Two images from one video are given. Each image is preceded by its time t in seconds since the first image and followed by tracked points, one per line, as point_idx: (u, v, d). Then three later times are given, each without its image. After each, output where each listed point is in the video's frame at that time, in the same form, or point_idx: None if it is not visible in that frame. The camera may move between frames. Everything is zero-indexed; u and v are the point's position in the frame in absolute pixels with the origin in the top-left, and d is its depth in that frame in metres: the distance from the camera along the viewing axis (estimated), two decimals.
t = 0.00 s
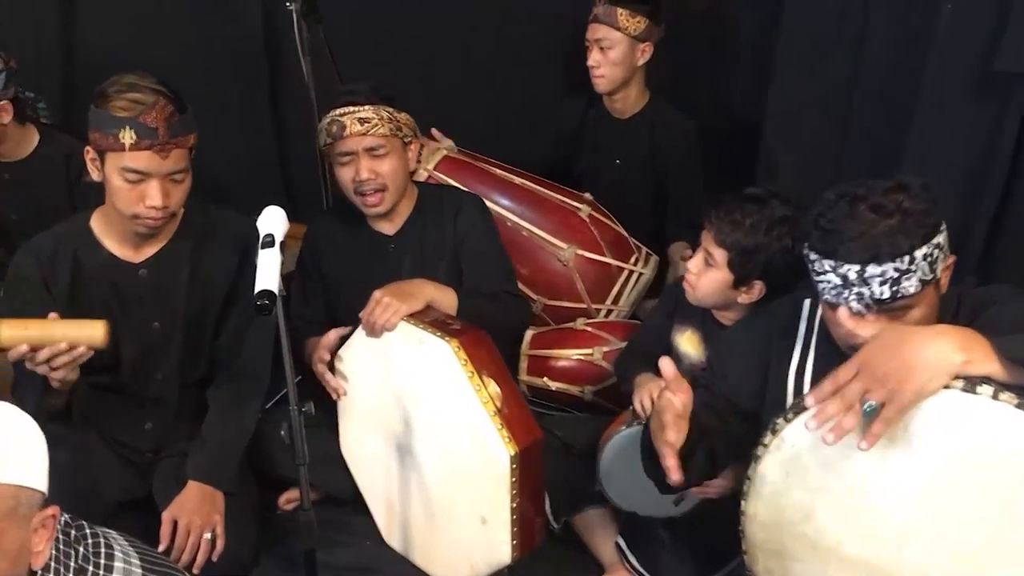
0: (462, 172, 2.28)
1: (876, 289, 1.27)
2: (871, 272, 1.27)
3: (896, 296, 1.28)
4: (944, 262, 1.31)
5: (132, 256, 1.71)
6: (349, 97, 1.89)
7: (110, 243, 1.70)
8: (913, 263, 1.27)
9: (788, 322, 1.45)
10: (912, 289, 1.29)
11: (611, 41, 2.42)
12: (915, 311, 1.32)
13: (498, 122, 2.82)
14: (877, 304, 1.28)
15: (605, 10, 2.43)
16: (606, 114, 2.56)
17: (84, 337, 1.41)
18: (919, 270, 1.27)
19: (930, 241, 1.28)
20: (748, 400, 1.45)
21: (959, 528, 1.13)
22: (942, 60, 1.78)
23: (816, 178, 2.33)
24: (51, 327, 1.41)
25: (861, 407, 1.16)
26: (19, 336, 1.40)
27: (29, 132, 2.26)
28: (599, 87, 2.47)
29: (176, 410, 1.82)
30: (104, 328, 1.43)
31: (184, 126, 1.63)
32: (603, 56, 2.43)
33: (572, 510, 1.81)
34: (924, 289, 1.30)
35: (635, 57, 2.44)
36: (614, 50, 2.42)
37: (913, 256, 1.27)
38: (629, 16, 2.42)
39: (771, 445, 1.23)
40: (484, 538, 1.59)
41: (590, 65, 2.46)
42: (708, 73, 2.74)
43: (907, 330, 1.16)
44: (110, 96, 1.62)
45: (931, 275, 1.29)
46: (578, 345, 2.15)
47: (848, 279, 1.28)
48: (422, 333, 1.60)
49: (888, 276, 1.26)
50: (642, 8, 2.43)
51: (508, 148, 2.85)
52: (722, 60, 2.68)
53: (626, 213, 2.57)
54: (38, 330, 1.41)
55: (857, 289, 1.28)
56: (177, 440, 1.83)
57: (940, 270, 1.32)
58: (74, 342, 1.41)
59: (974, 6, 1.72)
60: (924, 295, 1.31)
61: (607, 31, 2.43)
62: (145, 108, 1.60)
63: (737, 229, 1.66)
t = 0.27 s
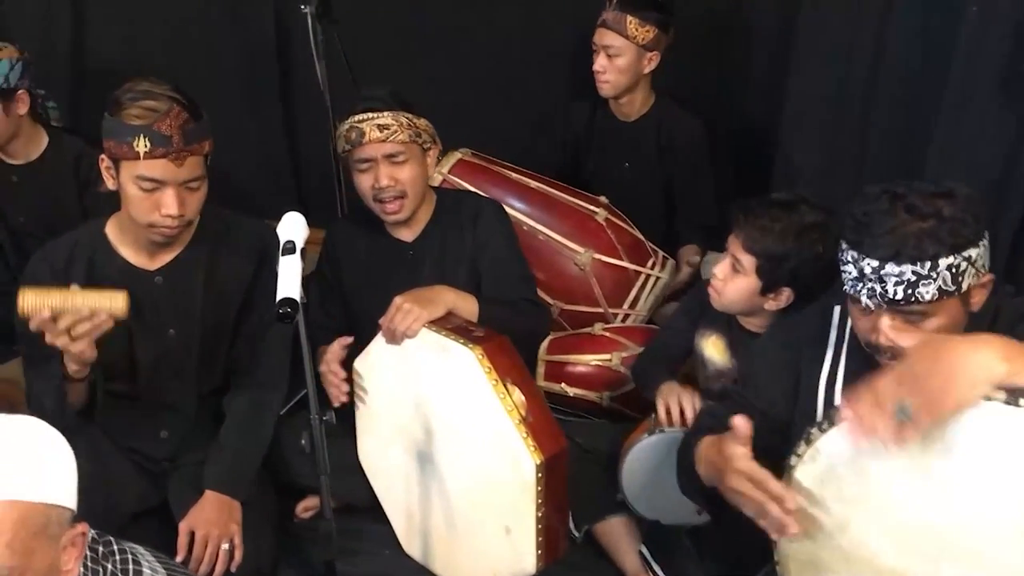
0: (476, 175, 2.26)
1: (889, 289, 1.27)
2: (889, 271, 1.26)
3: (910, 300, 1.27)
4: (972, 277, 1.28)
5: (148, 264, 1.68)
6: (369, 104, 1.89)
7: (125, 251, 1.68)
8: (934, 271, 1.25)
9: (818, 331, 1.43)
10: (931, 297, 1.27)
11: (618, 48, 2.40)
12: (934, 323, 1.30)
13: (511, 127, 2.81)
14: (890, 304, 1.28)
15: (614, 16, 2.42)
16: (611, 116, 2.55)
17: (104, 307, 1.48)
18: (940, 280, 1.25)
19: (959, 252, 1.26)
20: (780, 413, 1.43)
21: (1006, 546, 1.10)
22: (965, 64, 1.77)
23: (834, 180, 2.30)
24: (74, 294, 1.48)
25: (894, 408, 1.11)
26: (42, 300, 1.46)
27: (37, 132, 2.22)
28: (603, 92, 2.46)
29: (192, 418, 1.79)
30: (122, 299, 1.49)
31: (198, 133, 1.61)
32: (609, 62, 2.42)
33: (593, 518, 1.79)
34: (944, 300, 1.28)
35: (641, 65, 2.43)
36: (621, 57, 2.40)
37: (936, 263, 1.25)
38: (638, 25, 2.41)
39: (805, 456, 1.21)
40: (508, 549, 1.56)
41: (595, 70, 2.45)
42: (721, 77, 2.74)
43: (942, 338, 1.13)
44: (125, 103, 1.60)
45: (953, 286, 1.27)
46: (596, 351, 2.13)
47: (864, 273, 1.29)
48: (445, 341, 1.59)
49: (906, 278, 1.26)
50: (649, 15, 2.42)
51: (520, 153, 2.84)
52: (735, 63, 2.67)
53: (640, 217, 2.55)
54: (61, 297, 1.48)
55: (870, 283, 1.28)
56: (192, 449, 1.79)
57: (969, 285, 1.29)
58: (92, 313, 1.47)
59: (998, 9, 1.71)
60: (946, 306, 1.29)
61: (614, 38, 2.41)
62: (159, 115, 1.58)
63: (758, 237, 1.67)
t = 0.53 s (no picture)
0: (483, 179, 2.23)
1: (915, 269, 1.28)
2: (916, 251, 1.28)
3: (937, 283, 1.28)
4: (1003, 267, 1.30)
5: (150, 270, 1.66)
6: (379, 106, 1.87)
7: (128, 258, 1.65)
8: (962, 253, 1.27)
9: (841, 342, 1.42)
10: (958, 283, 1.28)
11: (619, 50, 2.39)
12: (963, 314, 1.31)
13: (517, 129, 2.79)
14: (916, 286, 1.29)
15: (611, 18, 2.40)
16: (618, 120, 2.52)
17: (96, 328, 1.45)
18: (968, 262, 1.27)
19: (990, 238, 1.28)
20: (805, 426, 1.42)
21: None
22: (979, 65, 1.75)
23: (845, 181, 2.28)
24: (63, 317, 1.44)
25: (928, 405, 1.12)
26: (31, 323, 1.43)
27: (39, 138, 2.21)
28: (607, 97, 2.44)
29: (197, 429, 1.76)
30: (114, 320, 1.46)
31: (201, 137, 1.57)
32: (611, 65, 2.40)
33: (608, 529, 1.75)
34: (972, 286, 1.29)
35: (642, 65, 2.41)
36: (622, 59, 2.39)
37: (964, 245, 1.27)
38: (635, 24, 2.38)
39: (832, 469, 1.19)
40: (522, 562, 1.53)
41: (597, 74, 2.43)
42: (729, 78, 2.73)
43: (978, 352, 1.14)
44: (127, 106, 1.56)
45: (982, 272, 1.28)
46: (605, 357, 2.10)
47: (891, 253, 1.31)
48: (457, 349, 1.56)
49: (933, 258, 1.27)
50: (647, 16, 2.40)
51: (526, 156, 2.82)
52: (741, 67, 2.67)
53: (648, 220, 2.53)
54: (52, 317, 1.45)
55: (897, 264, 1.30)
56: (198, 460, 1.77)
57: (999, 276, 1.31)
58: (83, 332, 1.44)
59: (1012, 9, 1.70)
60: (973, 294, 1.30)
61: (613, 40, 2.39)
62: (162, 119, 1.54)
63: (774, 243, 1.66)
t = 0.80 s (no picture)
0: (485, 181, 2.19)
1: (928, 275, 1.24)
2: (929, 255, 1.24)
3: (951, 289, 1.23)
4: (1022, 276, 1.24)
5: (143, 276, 1.62)
6: (379, 107, 1.83)
7: (119, 263, 1.62)
8: (977, 259, 1.22)
9: (854, 350, 1.39)
10: (974, 289, 1.23)
11: (639, 42, 2.36)
12: (978, 322, 1.25)
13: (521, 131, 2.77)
14: (928, 292, 1.25)
15: (631, 10, 2.37)
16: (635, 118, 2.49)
17: (91, 312, 1.43)
18: (983, 269, 1.22)
19: (1009, 245, 1.22)
20: (817, 435, 1.39)
21: None
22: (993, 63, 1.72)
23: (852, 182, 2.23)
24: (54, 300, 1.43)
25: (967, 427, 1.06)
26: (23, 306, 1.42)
27: (34, 137, 2.16)
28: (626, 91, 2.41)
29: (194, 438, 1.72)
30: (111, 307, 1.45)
31: (187, 139, 1.56)
32: (630, 58, 2.37)
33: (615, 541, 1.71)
34: (986, 295, 1.24)
35: (663, 59, 2.38)
36: (642, 52, 2.35)
37: (980, 252, 1.22)
38: (657, 16, 2.36)
39: (849, 484, 1.17)
40: None
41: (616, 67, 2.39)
42: (735, 79, 2.70)
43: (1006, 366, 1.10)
44: (113, 107, 1.55)
45: (998, 280, 1.23)
46: (609, 363, 2.06)
47: (905, 257, 1.27)
48: (461, 357, 1.52)
49: (946, 264, 1.23)
50: (670, 9, 2.37)
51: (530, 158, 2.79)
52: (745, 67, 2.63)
53: (653, 223, 2.49)
54: (45, 302, 1.43)
55: (909, 268, 1.26)
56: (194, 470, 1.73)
57: (1019, 283, 1.25)
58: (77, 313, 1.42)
59: None
60: (988, 303, 1.24)
61: (632, 32, 2.37)
62: (146, 120, 1.53)
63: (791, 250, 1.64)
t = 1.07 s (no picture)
0: (480, 186, 2.13)
1: (943, 278, 1.19)
2: (945, 257, 1.19)
3: (967, 294, 1.18)
4: None
5: (125, 288, 1.57)
6: (371, 112, 1.77)
7: (99, 276, 1.56)
8: (995, 263, 1.17)
9: (865, 359, 1.32)
10: (992, 295, 1.18)
11: (653, 46, 2.32)
12: (995, 329, 1.19)
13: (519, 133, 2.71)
14: (943, 296, 1.19)
15: (648, 13, 2.34)
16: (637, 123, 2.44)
17: (67, 369, 1.34)
18: (1001, 273, 1.17)
19: None
20: (823, 449, 1.33)
21: None
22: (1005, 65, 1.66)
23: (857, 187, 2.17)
24: (32, 354, 1.34)
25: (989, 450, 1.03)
26: None
27: (17, 141, 2.10)
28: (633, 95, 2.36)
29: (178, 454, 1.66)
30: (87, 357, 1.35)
31: (174, 151, 1.48)
32: (642, 62, 2.33)
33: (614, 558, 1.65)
34: (1004, 301, 1.18)
35: (675, 65, 2.34)
36: (655, 56, 2.32)
37: (999, 255, 1.17)
38: (673, 22, 2.33)
39: (861, 506, 1.11)
40: None
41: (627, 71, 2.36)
42: (737, 81, 2.64)
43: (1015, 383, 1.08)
44: (95, 117, 1.48)
45: (1016, 287, 1.18)
46: (605, 373, 2.01)
47: (920, 259, 1.22)
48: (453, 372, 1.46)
49: (963, 267, 1.18)
50: (687, 16, 2.34)
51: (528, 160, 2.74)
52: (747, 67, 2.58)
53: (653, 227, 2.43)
54: (20, 356, 1.34)
55: (924, 271, 1.21)
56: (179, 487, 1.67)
57: None
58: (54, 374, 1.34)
59: None
60: (1005, 310, 1.19)
61: (647, 36, 2.33)
62: (132, 132, 1.46)
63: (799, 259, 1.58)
